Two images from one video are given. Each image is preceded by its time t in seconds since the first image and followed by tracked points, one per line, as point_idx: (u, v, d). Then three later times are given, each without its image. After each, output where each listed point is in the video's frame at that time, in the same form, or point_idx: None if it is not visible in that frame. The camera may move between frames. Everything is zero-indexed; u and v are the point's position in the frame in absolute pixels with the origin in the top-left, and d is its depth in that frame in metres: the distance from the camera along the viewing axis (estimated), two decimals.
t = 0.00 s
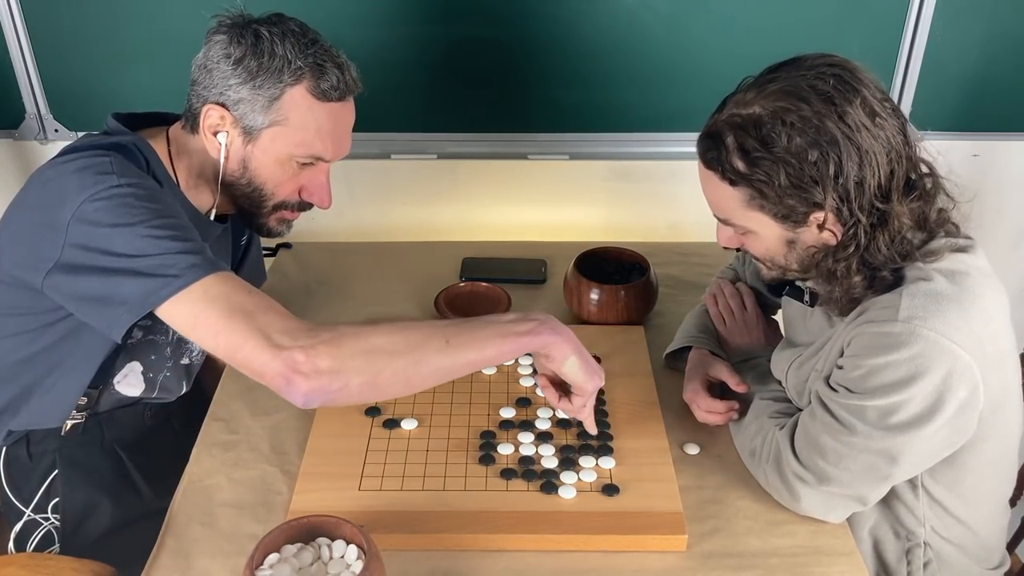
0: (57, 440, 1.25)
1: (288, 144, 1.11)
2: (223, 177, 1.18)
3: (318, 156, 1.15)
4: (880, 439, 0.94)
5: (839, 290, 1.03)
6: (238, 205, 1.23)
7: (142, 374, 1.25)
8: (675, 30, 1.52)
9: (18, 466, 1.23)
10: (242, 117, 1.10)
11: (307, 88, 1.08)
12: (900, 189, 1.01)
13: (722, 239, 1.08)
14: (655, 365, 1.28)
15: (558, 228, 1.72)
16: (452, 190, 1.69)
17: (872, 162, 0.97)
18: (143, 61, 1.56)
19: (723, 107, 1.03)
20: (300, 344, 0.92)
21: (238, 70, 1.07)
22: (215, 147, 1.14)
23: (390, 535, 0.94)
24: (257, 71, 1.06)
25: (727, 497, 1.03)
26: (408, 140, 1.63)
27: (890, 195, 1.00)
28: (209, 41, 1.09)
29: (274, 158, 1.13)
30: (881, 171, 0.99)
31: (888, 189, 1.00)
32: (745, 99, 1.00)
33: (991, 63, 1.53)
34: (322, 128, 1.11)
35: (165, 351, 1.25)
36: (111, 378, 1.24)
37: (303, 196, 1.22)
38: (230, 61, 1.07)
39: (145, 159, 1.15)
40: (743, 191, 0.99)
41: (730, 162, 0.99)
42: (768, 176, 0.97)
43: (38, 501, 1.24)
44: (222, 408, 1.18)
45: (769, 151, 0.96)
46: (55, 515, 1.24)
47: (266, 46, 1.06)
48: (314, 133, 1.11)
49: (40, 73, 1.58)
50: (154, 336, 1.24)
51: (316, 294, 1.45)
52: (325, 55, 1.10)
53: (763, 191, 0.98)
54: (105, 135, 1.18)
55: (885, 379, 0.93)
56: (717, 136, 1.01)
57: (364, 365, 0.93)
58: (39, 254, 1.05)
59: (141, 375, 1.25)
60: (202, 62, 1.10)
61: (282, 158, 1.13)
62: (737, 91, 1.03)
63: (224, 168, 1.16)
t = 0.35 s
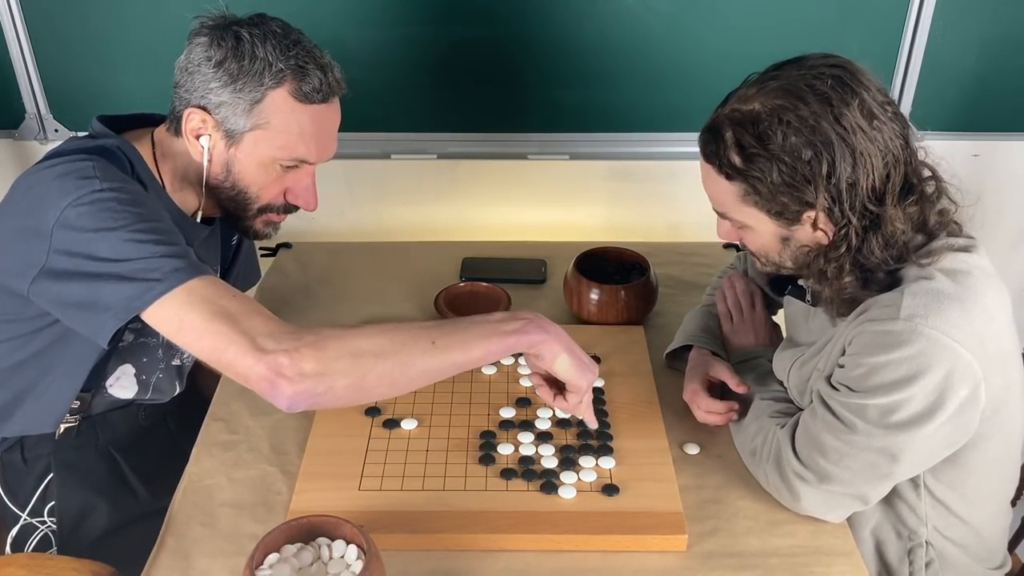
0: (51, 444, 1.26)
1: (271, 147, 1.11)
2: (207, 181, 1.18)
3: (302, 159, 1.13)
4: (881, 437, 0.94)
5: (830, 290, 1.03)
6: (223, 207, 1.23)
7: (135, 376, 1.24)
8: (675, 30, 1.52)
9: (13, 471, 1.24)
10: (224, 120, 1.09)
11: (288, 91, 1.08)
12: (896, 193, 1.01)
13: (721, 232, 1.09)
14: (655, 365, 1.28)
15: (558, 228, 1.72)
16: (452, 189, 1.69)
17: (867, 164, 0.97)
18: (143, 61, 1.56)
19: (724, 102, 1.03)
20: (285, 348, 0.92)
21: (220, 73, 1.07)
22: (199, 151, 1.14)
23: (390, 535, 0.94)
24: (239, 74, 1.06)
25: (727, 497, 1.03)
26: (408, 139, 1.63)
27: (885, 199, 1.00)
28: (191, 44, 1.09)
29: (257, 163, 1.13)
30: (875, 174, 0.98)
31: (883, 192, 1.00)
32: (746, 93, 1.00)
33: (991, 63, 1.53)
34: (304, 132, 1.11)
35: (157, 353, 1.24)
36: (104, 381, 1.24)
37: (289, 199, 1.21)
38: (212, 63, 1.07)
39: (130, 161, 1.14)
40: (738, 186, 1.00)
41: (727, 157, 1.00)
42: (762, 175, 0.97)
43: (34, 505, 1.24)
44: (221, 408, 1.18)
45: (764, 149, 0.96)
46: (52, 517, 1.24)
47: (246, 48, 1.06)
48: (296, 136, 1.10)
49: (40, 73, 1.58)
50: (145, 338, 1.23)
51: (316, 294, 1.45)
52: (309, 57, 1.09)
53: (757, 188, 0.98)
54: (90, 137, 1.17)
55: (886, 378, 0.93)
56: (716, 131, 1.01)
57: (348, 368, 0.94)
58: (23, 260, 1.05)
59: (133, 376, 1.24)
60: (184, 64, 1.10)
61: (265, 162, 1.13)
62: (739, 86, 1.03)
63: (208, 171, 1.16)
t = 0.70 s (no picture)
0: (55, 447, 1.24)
1: (284, 147, 1.12)
2: (219, 181, 1.18)
3: (314, 158, 1.15)
4: (880, 436, 0.94)
5: (832, 289, 1.03)
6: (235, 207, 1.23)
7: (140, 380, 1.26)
8: (675, 30, 1.52)
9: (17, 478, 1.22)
10: (238, 120, 1.10)
11: (303, 91, 1.09)
12: (896, 192, 1.00)
13: (722, 229, 1.09)
14: (655, 365, 1.28)
15: (558, 228, 1.73)
16: (451, 189, 1.69)
17: (867, 163, 0.97)
18: (142, 61, 1.56)
19: (725, 101, 1.03)
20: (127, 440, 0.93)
21: (235, 74, 1.07)
22: (212, 150, 1.14)
23: (390, 535, 0.94)
24: (254, 74, 1.07)
25: (727, 497, 1.03)
26: (408, 139, 1.63)
27: (886, 197, 0.99)
28: (202, 45, 1.09)
29: (270, 162, 1.13)
30: (876, 171, 0.98)
31: (884, 190, 0.99)
32: (747, 93, 1.00)
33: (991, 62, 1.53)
34: (317, 131, 1.12)
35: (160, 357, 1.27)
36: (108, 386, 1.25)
37: (299, 196, 1.20)
38: (225, 64, 1.07)
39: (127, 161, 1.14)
40: (739, 183, 1.00)
41: (727, 155, 1.00)
42: (762, 172, 0.97)
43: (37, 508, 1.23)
44: (221, 408, 1.17)
45: (765, 147, 0.96)
46: (54, 520, 1.24)
47: (261, 50, 1.07)
48: (309, 136, 1.12)
49: (40, 73, 1.58)
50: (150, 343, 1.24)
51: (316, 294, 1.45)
52: (321, 57, 1.11)
53: (756, 186, 0.98)
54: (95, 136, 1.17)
55: (885, 375, 0.93)
56: (717, 128, 1.01)
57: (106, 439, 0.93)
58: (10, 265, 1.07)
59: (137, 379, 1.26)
60: (195, 64, 1.10)
61: (279, 162, 1.13)
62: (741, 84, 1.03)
63: (220, 171, 1.16)
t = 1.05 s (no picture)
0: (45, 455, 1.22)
1: (284, 171, 1.12)
2: (216, 207, 1.18)
3: (313, 174, 1.15)
4: (880, 443, 0.93)
5: (804, 308, 1.06)
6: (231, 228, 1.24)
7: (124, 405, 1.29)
8: (676, 30, 1.52)
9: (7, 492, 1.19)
10: (235, 151, 1.09)
11: (299, 112, 1.08)
12: (877, 220, 0.99)
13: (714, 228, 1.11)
14: (654, 365, 1.28)
15: (558, 228, 1.72)
16: (451, 190, 1.69)
17: (841, 194, 0.96)
18: (142, 62, 1.56)
19: (722, 105, 1.02)
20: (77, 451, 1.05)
21: (227, 108, 1.05)
22: (209, 182, 1.14)
23: (391, 535, 0.94)
24: (249, 107, 1.05)
25: (727, 497, 1.03)
26: (408, 139, 1.63)
27: (860, 227, 0.98)
28: (184, 74, 1.05)
29: (269, 186, 1.14)
30: (850, 202, 0.96)
31: (859, 220, 0.98)
32: (738, 102, 0.99)
33: (990, 62, 1.53)
34: (316, 147, 1.12)
35: (145, 378, 1.30)
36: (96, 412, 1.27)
37: (299, 208, 1.21)
38: (214, 97, 1.05)
39: (97, 191, 1.13)
40: (718, 197, 1.01)
41: (710, 166, 1.00)
42: (736, 194, 0.98)
43: (32, 515, 1.22)
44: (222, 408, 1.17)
45: (740, 169, 0.97)
46: (50, 525, 1.23)
47: (251, 78, 1.04)
48: (308, 156, 1.12)
49: (40, 73, 1.58)
50: (130, 370, 1.27)
51: (316, 294, 1.45)
52: (312, 73, 1.09)
53: (732, 205, 1.00)
54: (78, 153, 1.17)
55: (886, 383, 0.93)
56: (705, 138, 1.01)
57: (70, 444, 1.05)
58: None
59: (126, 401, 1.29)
60: (178, 95, 1.06)
61: (280, 184, 1.14)
62: (740, 90, 1.01)
63: (221, 201, 1.17)
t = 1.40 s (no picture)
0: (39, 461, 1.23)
1: (281, 194, 1.14)
2: (214, 230, 1.19)
3: (308, 190, 1.16)
4: (880, 444, 0.93)
5: (817, 309, 1.03)
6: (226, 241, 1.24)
7: (123, 415, 1.32)
8: (676, 30, 1.52)
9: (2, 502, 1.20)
10: (232, 182, 1.09)
11: (294, 138, 1.09)
12: (889, 212, 0.99)
13: (716, 234, 1.10)
14: (654, 365, 1.28)
15: (558, 228, 1.72)
16: (451, 190, 1.69)
17: (858, 188, 0.96)
18: (142, 62, 1.56)
19: (721, 109, 1.02)
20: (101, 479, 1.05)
21: (221, 143, 1.05)
22: (207, 212, 1.15)
23: (391, 535, 0.94)
24: (244, 141, 1.05)
25: (726, 497, 1.03)
26: (409, 139, 1.63)
27: (875, 220, 0.98)
28: (172, 110, 1.04)
29: (266, 208, 1.15)
30: (866, 195, 0.97)
31: (874, 213, 0.98)
32: (740, 104, 0.98)
33: (991, 61, 1.53)
34: (312, 169, 1.14)
35: (142, 391, 1.32)
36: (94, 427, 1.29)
37: (294, 218, 1.22)
38: (206, 134, 1.04)
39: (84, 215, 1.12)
40: (728, 199, 1.00)
41: (717, 169, 1.00)
42: (750, 193, 0.97)
43: (29, 522, 1.24)
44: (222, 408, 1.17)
45: (754, 167, 0.96)
46: (48, 531, 1.24)
47: (243, 110, 1.03)
48: (306, 176, 1.14)
49: (40, 73, 1.58)
50: (129, 384, 1.29)
51: (315, 294, 1.45)
52: (303, 94, 1.08)
53: (745, 205, 0.99)
54: (59, 171, 1.15)
55: (887, 385, 0.93)
56: (709, 142, 1.00)
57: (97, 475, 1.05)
58: None
59: (121, 413, 1.32)
60: (167, 131, 1.05)
61: (278, 206, 1.16)
62: (737, 94, 1.01)
63: (217, 226, 1.18)
